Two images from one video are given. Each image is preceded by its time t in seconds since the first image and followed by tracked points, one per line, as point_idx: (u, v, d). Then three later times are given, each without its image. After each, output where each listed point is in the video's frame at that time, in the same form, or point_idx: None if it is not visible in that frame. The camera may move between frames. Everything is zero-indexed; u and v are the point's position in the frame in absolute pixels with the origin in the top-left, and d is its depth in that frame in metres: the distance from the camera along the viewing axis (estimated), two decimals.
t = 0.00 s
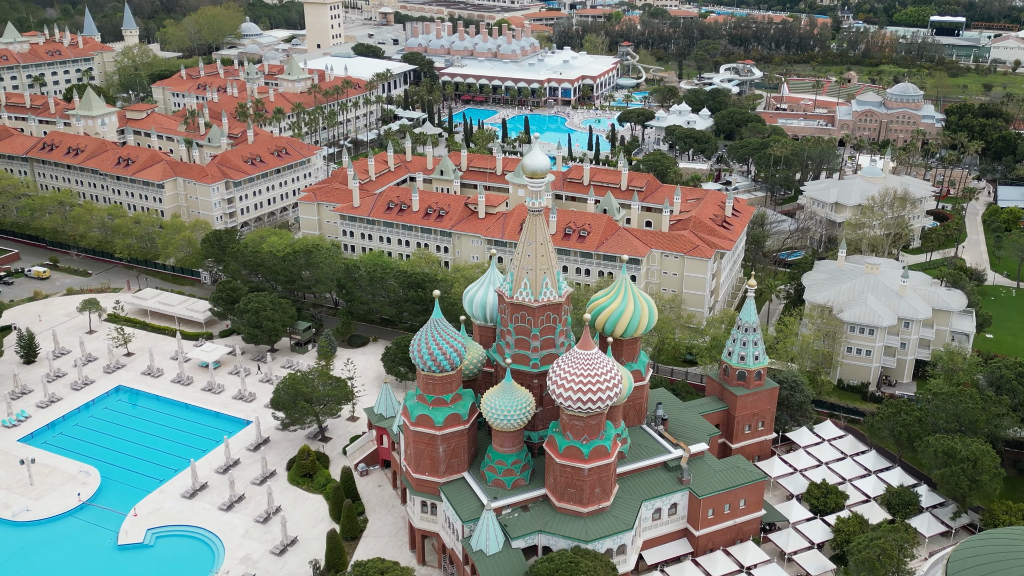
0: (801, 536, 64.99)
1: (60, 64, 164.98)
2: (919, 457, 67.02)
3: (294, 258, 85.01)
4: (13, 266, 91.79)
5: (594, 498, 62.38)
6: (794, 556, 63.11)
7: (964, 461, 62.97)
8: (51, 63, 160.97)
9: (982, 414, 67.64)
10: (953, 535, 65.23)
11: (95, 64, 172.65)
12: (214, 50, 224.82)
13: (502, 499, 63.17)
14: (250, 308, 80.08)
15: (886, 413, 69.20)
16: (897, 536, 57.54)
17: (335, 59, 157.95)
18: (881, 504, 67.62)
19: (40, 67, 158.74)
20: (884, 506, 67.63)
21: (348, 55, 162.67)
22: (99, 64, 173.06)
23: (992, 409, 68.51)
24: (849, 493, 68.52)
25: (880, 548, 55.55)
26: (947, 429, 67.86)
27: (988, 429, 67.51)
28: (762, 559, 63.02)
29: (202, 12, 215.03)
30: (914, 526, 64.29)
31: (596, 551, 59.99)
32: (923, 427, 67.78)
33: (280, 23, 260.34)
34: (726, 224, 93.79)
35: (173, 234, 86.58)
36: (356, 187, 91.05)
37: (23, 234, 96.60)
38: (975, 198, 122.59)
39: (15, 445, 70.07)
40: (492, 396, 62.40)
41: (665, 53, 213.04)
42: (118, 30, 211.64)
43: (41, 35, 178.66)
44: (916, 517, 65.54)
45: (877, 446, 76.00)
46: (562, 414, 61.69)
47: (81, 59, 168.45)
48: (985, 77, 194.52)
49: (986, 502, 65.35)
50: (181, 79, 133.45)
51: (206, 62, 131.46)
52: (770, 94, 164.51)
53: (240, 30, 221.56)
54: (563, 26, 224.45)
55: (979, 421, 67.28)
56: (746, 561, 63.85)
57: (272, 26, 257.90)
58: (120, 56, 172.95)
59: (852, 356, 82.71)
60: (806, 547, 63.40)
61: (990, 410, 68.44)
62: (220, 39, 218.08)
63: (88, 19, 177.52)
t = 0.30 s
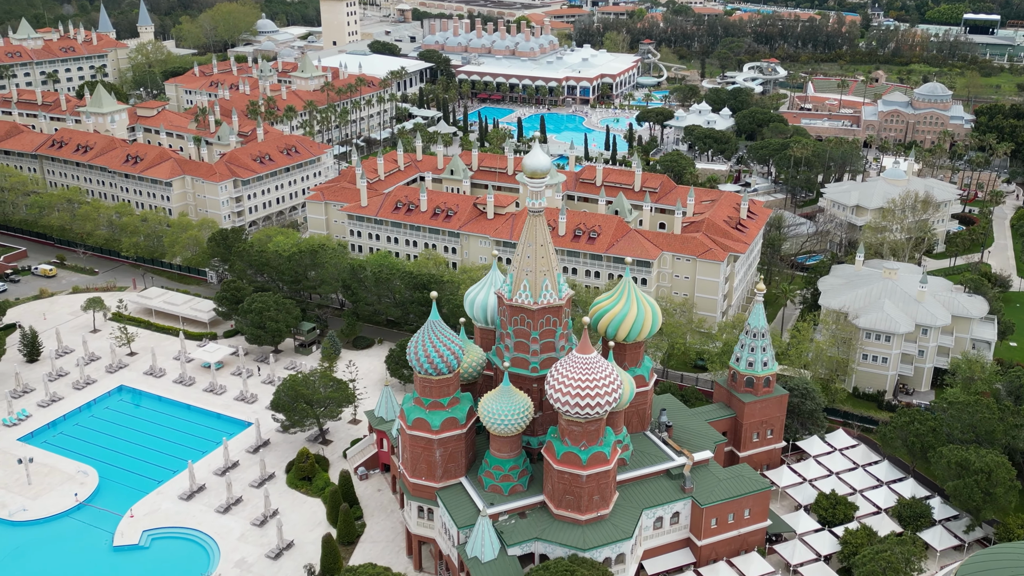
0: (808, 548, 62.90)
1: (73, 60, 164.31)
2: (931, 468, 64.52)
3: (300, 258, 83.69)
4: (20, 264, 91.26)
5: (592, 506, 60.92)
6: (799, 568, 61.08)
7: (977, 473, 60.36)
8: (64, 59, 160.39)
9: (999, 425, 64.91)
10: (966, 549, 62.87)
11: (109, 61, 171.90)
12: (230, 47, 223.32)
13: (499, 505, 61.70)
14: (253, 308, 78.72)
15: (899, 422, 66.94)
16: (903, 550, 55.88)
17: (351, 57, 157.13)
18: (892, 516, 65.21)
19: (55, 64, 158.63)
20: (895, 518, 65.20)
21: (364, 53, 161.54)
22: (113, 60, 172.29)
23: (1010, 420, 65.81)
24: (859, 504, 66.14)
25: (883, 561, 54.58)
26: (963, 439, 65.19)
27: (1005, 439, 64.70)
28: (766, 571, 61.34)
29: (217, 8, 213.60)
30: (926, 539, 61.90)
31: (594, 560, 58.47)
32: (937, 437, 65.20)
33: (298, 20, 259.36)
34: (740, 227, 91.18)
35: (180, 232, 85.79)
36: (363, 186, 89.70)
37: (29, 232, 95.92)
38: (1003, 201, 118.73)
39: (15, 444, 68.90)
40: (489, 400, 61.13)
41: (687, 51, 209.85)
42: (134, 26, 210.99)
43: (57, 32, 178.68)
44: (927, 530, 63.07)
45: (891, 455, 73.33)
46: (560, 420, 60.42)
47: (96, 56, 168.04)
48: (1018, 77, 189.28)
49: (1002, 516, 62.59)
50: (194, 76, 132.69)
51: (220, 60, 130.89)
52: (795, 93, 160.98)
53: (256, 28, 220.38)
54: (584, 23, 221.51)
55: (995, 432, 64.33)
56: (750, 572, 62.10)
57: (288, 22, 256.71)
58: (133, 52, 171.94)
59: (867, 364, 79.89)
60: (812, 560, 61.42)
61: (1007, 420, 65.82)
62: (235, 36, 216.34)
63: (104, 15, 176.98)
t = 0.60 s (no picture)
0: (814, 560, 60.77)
1: (89, 57, 164.16)
2: (945, 480, 61.93)
3: (306, 258, 82.38)
4: (29, 262, 91.53)
5: (590, 513, 59.56)
6: None
7: (993, 485, 57.72)
8: (79, 56, 160.43)
9: (1018, 437, 62.17)
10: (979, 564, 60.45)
11: (124, 58, 171.87)
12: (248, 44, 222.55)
13: (495, 511, 60.27)
14: (258, 308, 77.26)
15: (912, 433, 64.70)
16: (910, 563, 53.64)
17: (368, 54, 156.22)
18: (904, 529, 62.83)
19: (70, 61, 158.90)
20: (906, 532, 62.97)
21: (381, 51, 160.51)
22: (128, 57, 172.21)
23: None
24: (869, 516, 63.62)
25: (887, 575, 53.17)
26: (979, 450, 62.46)
27: None
28: None
29: (235, 5, 212.92)
30: (937, 553, 59.74)
31: (591, 569, 57.26)
32: (952, 448, 62.55)
33: (317, 17, 258.16)
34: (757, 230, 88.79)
35: (188, 231, 85.15)
36: (372, 185, 88.42)
37: (39, 229, 96.34)
38: None
39: (15, 443, 68.02)
40: (487, 405, 59.86)
41: (713, 50, 206.47)
42: (151, 22, 211.05)
43: (74, 28, 178.81)
44: (939, 544, 60.91)
45: (904, 466, 70.85)
46: (558, 425, 59.22)
47: (111, 53, 167.93)
48: None
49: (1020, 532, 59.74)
50: (209, 74, 132.32)
51: (234, 57, 130.67)
52: (822, 93, 157.36)
53: (274, 24, 219.19)
54: (606, 20, 218.66)
55: (1013, 444, 61.65)
56: None
57: (308, 19, 255.97)
58: (148, 49, 171.79)
59: (884, 372, 77.11)
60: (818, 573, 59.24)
61: None
62: (253, 33, 215.34)
63: (121, 12, 177.04)
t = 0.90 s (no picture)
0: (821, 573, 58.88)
1: (105, 53, 164.35)
2: (960, 493, 59.39)
3: (314, 257, 81.14)
4: (39, 259, 91.75)
5: (588, 521, 58.03)
6: None
7: (1008, 498, 55.15)
8: (96, 52, 160.77)
9: None
10: None
11: (141, 54, 171.93)
12: (267, 41, 222.02)
13: (491, 517, 58.84)
14: (263, 308, 75.87)
15: (926, 443, 62.14)
16: None
17: (386, 52, 155.34)
18: (916, 543, 60.46)
19: (87, 57, 159.32)
20: (918, 545, 60.81)
21: (401, 48, 159.47)
22: (145, 53, 172.29)
23: None
24: (880, 528, 61.57)
25: None
26: (996, 462, 59.84)
27: None
28: None
29: (255, 1, 212.55)
30: (950, 568, 57.79)
31: None
32: (968, 460, 60.02)
33: (338, 14, 257.02)
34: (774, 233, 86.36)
35: (197, 229, 84.70)
36: (382, 184, 87.24)
37: (50, 226, 96.77)
38: None
39: (17, 441, 66.80)
40: (484, 408, 58.49)
41: (740, 47, 202.85)
42: (171, 18, 211.42)
43: (91, 24, 179.08)
44: (952, 558, 58.76)
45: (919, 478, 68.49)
46: (556, 430, 57.87)
47: (128, 49, 167.99)
48: None
49: None
50: (225, 70, 132.10)
51: (250, 54, 130.45)
52: (852, 92, 153.56)
53: (293, 21, 217.98)
54: (631, 17, 215.74)
55: None
56: None
57: (329, 16, 255.42)
58: (165, 45, 171.82)
59: (902, 380, 74.43)
60: None
61: None
62: (272, 29, 214.34)
63: (139, 8, 177.39)
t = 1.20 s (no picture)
0: None
1: (124, 49, 165.09)
2: (974, 506, 56.94)
3: (321, 256, 80.32)
4: (49, 256, 92.09)
5: (585, 529, 56.56)
6: None
7: None
8: (114, 49, 161.51)
9: None
10: None
11: (160, 50, 172.51)
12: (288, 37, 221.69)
13: (487, 523, 57.44)
14: (269, 308, 75.04)
15: (940, 454, 59.73)
16: None
17: (406, 49, 154.72)
18: (927, 558, 58.32)
19: (105, 53, 160.32)
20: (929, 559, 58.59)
21: (421, 45, 158.68)
22: (163, 50, 172.79)
23: None
24: (890, 542, 59.61)
25: None
26: (1014, 475, 57.30)
27: None
28: None
29: None
30: None
31: None
32: (983, 473, 57.60)
33: (361, 10, 256.07)
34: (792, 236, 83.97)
35: (207, 228, 84.62)
36: (393, 183, 86.29)
37: (62, 223, 97.38)
38: None
39: (19, 439, 66.14)
40: (481, 412, 57.20)
41: (770, 46, 199.13)
42: (191, 15, 212.03)
43: (110, 20, 179.54)
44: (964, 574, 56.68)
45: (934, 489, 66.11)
46: (553, 435, 56.54)
47: (145, 45, 168.62)
48: None
49: None
50: (242, 67, 132.17)
51: (268, 51, 130.60)
52: (883, 92, 149.74)
53: (314, 18, 217.12)
54: (658, 14, 212.72)
55: None
56: None
57: (351, 14, 255.05)
58: (183, 42, 172.04)
59: (920, 389, 71.78)
60: None
61: None
62: (293, 26, 213.87)
63: (158, 4, 177.97)
